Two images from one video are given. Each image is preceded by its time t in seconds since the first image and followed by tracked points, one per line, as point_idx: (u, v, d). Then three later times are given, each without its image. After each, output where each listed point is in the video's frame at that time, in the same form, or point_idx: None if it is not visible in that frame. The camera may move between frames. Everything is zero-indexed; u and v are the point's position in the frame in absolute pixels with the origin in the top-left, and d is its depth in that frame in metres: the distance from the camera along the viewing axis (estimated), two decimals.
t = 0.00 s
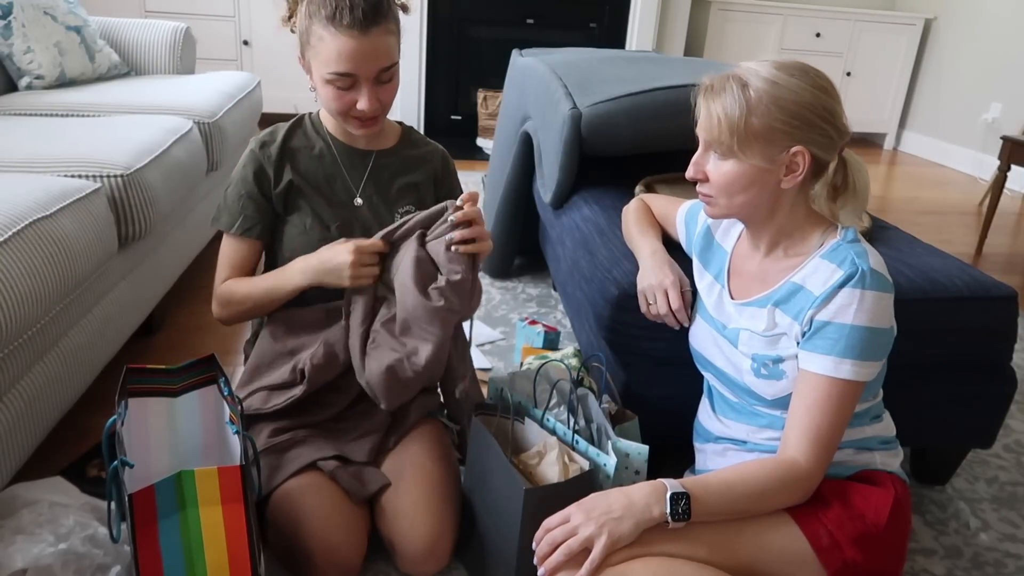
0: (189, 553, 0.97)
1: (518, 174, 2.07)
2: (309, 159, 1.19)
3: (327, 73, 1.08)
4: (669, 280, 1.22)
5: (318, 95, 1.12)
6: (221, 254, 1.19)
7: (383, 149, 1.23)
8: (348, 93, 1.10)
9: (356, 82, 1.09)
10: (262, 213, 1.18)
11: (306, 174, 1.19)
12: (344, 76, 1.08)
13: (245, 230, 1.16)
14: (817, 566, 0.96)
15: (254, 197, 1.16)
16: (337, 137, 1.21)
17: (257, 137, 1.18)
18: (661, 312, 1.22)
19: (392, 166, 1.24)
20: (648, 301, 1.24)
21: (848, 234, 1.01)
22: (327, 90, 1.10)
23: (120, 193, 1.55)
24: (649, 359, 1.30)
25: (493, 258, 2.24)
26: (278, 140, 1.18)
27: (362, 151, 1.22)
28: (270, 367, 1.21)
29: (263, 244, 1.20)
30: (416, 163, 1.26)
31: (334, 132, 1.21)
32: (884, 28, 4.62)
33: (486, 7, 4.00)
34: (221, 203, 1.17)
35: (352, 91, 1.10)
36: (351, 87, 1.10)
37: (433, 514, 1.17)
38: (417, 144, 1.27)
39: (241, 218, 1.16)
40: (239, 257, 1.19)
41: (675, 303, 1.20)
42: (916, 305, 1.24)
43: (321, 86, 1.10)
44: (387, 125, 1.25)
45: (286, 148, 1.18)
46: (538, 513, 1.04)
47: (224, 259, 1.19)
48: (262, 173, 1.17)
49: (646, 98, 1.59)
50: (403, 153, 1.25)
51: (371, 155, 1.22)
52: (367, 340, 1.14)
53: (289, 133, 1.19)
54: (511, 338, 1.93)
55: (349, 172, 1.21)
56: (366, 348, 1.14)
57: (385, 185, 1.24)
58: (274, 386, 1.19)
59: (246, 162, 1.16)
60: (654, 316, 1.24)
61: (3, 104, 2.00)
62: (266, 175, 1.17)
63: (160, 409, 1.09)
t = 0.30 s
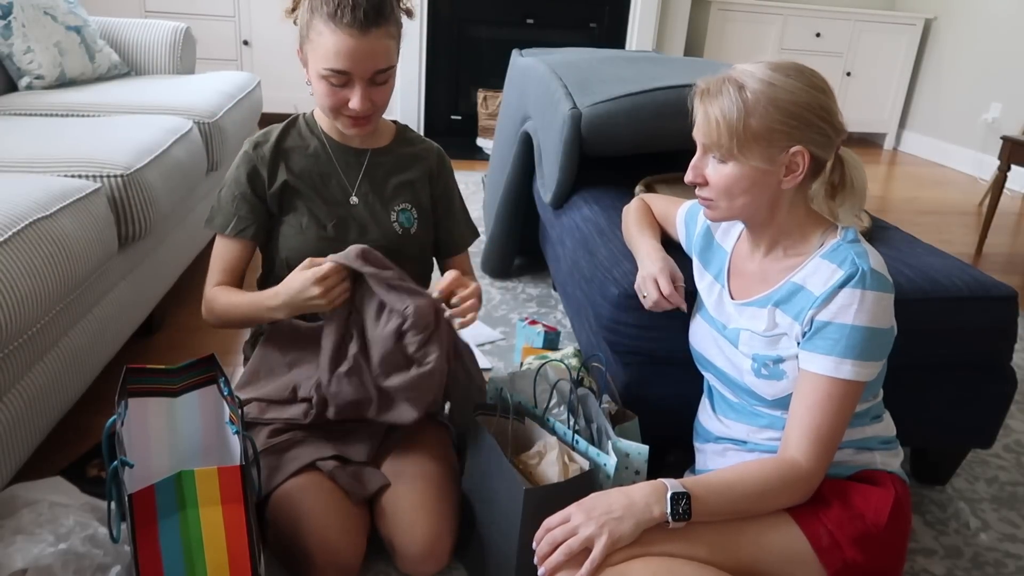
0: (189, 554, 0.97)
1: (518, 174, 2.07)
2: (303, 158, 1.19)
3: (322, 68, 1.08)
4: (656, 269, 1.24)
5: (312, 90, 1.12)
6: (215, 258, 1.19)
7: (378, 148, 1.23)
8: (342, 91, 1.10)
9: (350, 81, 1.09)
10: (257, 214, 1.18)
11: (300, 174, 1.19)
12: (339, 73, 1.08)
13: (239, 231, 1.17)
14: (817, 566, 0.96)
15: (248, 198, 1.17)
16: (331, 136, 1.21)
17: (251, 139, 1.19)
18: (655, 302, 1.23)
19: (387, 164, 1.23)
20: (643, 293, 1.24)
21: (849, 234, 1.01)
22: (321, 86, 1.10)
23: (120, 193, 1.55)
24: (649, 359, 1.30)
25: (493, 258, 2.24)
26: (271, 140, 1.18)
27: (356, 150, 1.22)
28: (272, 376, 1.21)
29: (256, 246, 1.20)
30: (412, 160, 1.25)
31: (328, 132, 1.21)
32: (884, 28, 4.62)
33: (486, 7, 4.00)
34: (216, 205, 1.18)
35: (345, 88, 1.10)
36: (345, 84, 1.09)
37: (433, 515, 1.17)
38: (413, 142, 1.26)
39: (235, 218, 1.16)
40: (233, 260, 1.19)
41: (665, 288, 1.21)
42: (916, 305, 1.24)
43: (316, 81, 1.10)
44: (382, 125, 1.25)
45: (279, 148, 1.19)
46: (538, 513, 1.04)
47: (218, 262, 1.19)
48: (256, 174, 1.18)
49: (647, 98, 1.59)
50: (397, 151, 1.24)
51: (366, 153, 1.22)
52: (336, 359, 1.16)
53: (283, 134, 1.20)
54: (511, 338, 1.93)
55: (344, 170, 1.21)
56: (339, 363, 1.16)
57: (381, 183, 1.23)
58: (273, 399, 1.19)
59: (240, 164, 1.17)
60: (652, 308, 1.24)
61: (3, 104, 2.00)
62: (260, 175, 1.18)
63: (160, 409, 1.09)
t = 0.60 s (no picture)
0: (189, 554, 0.97)
1: (518, 174, 2.07)
2: (303, 157, 1.20)
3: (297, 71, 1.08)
4: (651, 267, 1.25)
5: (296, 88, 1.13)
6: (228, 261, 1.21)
7: (379, 148, 1.23)
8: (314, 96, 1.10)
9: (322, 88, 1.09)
10: (258, 212, 1.18)
11: (301, 173, 1.19)
12: (312, 81, 1.08)
13: (240, 228, 1.18)
14: (817, 566, 0.96)
15: (249, 196, 1.18)
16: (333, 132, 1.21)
17: (253, 137, 1.19)
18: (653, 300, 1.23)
19: (388, 165, 1.23)
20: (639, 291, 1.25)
21: (847, 234, 1.01)
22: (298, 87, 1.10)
23: (120, 194, 1.55)
24: (649, 359, 1.30)
25: (493, 258, 2.24)
26: (273, 139, 1.19)
27: (357, 150, 1.22)
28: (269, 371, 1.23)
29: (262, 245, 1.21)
30: (413, 162, 1.25)
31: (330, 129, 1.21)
32: (884, 28, 4.62)
33: (486, 7, 4.00)
34: (218, 203, 1.19)
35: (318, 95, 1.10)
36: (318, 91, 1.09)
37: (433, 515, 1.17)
38: (415, 144, 1.26)
39: (236, 216, 1.17)
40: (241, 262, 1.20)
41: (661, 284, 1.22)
42: (916, 305, 1.24)
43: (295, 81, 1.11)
44: (385, 124, 1.25)
45: (280, 147, 1.19)
46: (537, 513, 1.04)
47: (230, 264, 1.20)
48: (257, 172, 1.18)
49: (647, 98, 1.59)
50: (399, 153, 1.24)
51: (367, 154, 1.22)
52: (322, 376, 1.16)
53: (285, 133, 1.20)
54: (511, 338, 1.93)
55: (344, 170, 1.21)
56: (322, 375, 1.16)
57: (381, 183, 1.23)
58: (272, 401, 1.20)
59: (241, 162, 1.18)
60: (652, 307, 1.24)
61: (3, 104, 2.00)
62: (262, 174, 1.18)
63: (160, 409, 1.09)
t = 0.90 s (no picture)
0: (189, 555, 0.97)
1: (518, 174, 2.07)
2: (307, 160, 1.19)
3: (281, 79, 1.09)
4: (655, 270, 1.24)
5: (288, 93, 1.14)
6: (229, 258, 1.22)
7: (382, 150, 1.23)
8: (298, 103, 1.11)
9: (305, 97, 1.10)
10: (262, 214, 1.19)
11: (304, 176, 1.19)
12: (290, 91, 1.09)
13: (243, 232, 1.19)
14: (817, 566, 0.96)
15: (253, 199, 1.18)
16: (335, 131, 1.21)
17: (255, 139, 1.19)
18: (651, 302, 1.23)
19: (392, 167, 1.23)
20: (636, 293, 1.26)
21: (848, 233, 1.01)
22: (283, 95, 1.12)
23: (120, 194, 1.55)
24: (649, 358, 1.30)
25: (492, 258, 2.24)
26: (275, 141, 1.18)
27: (360, 152, 1.21)
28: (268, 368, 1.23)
29: (263, 244, 1.22)
30: (418, 163, 1.25)
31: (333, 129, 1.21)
32: (884, 28, 4.62)
33: (486, 7, 4.00)
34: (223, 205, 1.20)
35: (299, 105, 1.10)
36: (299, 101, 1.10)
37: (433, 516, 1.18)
38: (418, 144, 1.26)
39: (241, 219, 1.18)
40: (246, 261, 1.22)
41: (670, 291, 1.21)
42: (916, 305, 1.24)
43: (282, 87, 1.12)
44: (388, 124, 1.25)
45: (283, 150, 1.19)
46: (538, 513, 1.04)
47: (232, 264, 1.22)
48: (260, 175, 1.18)
49: (647, 98, 1.59)
50: (403, 154, 1.24)
51: (370, 157, 1.21)
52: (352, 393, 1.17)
53: (287, 134, 1.20)
54: (511, 338, 1.93)
55: (348, 173, 1.21)
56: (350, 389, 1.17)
57: (385, 185, 1.23)
58: (274, 401, 1.20)
59: (243, 166, 1.18)
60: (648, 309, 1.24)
61: (3, 104, 2.00)
62: (264, 176, 1.18)
63: (160, 409, 1.09)
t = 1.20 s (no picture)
0: (189, 554, 0.97)
1: (518, 174, 2.07)
2: (302, 161, 1.20)
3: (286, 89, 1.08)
4: (655, 270, 1.24)
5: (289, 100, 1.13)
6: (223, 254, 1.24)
7: (380, 150, 1.23)
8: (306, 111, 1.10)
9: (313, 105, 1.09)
10: (254, 213, 1.21)
11: (300, 177, 1.19)
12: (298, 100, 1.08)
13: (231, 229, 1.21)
14: (817, 566, 0.96)
15: (246, 198, 1.20)
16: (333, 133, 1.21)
17: (251, 141, 1.20)
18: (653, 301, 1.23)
19: (389, 167, 1.23)
20: (636, 294, 1.26)
21: (847, 232, 1.01)
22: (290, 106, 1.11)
23: (120, 194, 1.55)
24: (649, 358, 1.30)
25: (492, 258, 2.24)
26: (269, 143, 1.19)
27: (358, 153, 1.21)
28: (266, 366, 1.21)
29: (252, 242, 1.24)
30: (415, 164, 1.25)
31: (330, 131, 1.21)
32: (884, 28, 4.62)
33: (486, 7, 4.00)
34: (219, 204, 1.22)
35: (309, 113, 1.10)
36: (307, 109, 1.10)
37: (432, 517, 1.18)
38: (417, 144, 1.26)
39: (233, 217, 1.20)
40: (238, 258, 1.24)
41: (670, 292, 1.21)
42: (916, 305, 1.24)
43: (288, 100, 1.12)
44: (385, 124, 1.25)
45: (277, 151, 1.19)
46: (538, 513, 1.04)
47: (225, 260, 1.23)
48: (253, 179, 1.20)
49: (647, 98, 1.59)
50: (401, 154, 1.24)
51: (368, 157, 1.22)
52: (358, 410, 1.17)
53: (283, 136, 1.20)
54: (511, 338, 1.93)
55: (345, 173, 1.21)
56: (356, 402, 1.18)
57: (383, 186, 1.23)
58: (277, 403, 1.21)
59: (237, 171, 1.20)
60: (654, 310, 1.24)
61: (3, 104, 2.00)
62: (258, 177, 1.19)
63: (160, 408, 1.09)
